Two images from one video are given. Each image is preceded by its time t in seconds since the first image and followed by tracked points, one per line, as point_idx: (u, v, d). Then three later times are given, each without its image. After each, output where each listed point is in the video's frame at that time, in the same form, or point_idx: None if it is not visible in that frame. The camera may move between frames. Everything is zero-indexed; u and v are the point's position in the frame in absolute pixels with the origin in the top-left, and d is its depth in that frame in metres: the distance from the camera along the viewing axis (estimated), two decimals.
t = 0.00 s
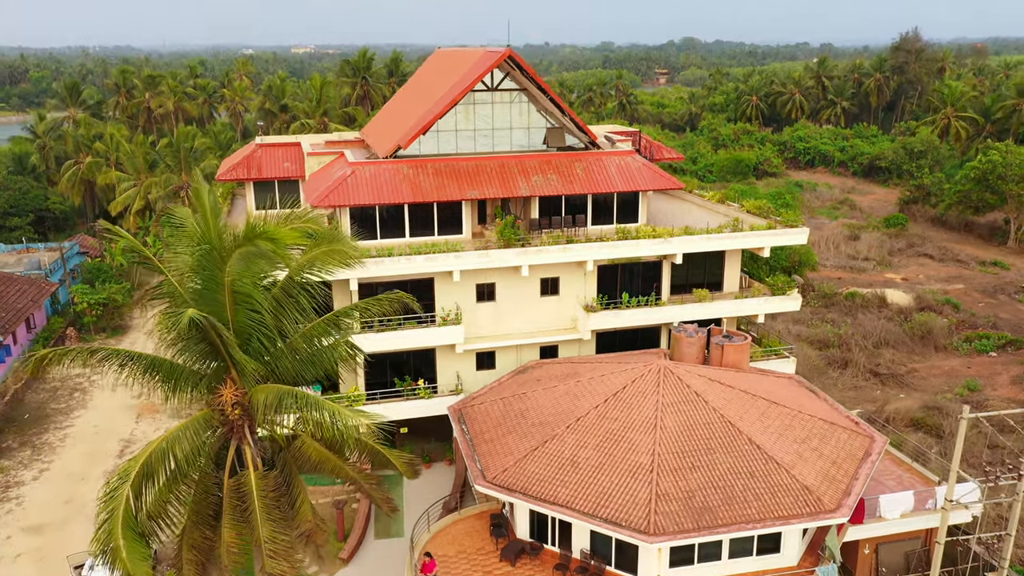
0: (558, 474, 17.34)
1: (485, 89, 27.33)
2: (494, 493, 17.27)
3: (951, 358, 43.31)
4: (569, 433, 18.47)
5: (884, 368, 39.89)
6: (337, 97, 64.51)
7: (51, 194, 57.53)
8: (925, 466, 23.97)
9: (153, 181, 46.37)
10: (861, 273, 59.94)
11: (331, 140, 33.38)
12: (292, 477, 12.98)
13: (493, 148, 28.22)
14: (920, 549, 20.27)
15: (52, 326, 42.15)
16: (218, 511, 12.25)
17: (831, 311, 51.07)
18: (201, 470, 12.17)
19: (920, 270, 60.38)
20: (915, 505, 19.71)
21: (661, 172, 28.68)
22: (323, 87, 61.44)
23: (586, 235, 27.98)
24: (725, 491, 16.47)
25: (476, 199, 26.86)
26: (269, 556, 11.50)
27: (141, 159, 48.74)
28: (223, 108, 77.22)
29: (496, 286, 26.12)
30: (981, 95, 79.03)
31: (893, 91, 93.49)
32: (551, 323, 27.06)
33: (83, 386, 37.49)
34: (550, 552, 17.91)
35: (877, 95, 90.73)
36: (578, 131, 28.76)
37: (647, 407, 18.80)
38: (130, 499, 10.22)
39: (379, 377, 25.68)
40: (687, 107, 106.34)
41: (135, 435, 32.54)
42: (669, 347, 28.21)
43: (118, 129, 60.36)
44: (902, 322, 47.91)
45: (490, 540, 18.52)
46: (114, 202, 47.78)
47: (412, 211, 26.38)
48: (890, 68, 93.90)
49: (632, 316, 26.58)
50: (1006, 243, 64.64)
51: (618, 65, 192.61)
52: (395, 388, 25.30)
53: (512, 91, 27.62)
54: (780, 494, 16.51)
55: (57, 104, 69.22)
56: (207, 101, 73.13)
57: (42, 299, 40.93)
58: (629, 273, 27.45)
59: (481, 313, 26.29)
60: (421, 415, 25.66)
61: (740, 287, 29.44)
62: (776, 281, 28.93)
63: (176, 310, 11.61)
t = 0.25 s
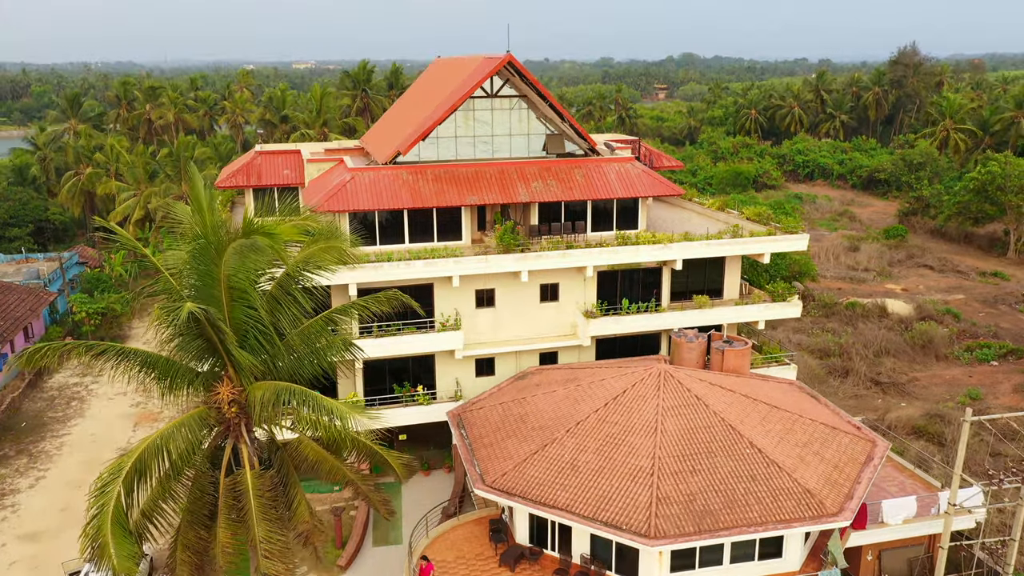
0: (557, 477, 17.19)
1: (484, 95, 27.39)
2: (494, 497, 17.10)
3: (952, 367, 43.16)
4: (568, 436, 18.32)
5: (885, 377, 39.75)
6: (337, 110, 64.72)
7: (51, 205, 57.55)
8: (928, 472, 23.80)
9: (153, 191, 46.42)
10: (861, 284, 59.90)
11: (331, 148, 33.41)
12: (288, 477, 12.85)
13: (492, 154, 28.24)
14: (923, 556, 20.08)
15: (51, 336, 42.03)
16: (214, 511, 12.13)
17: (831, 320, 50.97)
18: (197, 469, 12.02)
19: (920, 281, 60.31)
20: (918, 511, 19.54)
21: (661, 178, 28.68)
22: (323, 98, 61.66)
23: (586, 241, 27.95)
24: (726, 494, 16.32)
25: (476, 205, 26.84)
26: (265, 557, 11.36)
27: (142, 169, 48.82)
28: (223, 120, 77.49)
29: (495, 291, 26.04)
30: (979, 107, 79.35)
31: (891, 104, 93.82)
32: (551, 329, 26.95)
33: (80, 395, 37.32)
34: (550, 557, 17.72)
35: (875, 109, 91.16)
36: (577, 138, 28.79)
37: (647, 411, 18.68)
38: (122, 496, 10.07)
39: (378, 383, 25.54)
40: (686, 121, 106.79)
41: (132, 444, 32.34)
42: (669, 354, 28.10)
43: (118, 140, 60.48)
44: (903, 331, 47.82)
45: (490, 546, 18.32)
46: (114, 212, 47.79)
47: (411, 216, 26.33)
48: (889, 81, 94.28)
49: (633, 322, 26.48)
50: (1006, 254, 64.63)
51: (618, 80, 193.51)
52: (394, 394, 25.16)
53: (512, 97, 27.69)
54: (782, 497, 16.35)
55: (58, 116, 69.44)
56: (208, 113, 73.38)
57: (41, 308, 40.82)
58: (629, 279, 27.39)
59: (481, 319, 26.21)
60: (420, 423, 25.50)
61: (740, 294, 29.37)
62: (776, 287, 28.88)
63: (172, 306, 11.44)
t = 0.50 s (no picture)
0: (557, 480, 17.05)
1: (484, 101, 27.45)
2: (493, 500, 16.96)
3: (954, 376, 42.99)
4: (568, 440, 18.19)
5: (886, 385, 39.60)
6: (337, 121, 64.90)
7: (50, 215, 57.56)
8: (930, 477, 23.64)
9: (153, 201, 46.45)
10: (861, 294, 59.83)
11: (331, 155, 33.44)
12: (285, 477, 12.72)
13: (492, 160, 28.26)
14: (926, 561, 19.89)
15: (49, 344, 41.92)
16: (210, 510, 12.00)
17: (832, 329, 50.86)
18: (194, 466, 11.91)
19: (920, 291, 60.24)
20: (921, 516, 19.35)
21: (661, 185, 28.68)
22: (323, 109, 61.77)
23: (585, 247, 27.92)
24: (728, 497, 16.17)
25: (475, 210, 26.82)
26: (260, 556, 11.19)
27: (141, 179, 48.87)
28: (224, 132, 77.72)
29: (495, 296, 25.97)
30: (978, 119, 79.59)
31: (890, 117, 94.01)
32: (551, 335, 26.84)
33: (78, 403, 37.19)
34: (550, 561, 17.55)
35: (874, 121, 91.51)
36: (577, 144, 28.82)
37: (648, 414, 18.56)
38: (113, 490, 9.98)
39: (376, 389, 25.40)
40: (686, 134, 107.17)
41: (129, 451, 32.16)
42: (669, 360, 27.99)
43: (119, 150, 60.57)
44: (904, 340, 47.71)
45: (489, 550, 18.15)
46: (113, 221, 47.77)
47: (411, 221, 26.26)
48: (887, 95, 94.57)
49: (633, 327, 26.39)
50: (1006, 265, 64.56)
51: (617, 95, 194.34)
52: (393, 399, 25.01)
53: (512, 103, 27.74)
54: (783, 500, 16.20)
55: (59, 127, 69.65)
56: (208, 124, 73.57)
57: (40, 316, 40.72)
58: (629, 285, 27.33)
59: (481, 325, 26.11)
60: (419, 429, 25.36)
61: (741, 300, 29.28)
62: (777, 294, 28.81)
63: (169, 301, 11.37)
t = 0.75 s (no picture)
0: (557, 483, 16.91)
1: (483, 107, 27.51)
2: (492, 503, 16.81)
3: (955, 384, 42.84)
4: (568, 443, 18.07)
5: (887, 393, 39.45)
6: (338, 133, 65.10)
7: (50, 225, 57.55)
8: (932, 483, 23.49)
9: (153, 211, 46.42)
10: (861, 304, 59.78)
11: (331, 162, 33.47)
12: (282, 475, 12.59)
13: (491, 166, 28.29)
14: (929, 567, 19.74)
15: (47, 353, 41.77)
16: (206, 509, 11.88)
17: (832, 338, 50.75)
18: (190, 464, 11.79)
19: (920, 301, 60.17)
20: (923, 521, 19.18)
21: (660, 191, 28.70)
22: (323, 121, 61.95)
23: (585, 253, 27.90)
24: (729, 499, 16.03)
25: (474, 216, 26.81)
26: (255, 554, 11.05)
27: (142, 190, 48.92)
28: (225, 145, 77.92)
29: (494, 302, 25.91)
30: (976, 131, 79.87)
31: (888, 131, 94.15)
32: (550, 340, 26.75)
33: (75, 411, 37.00)
34: (550, 565, 17.38)
35: (872, 135, 91.95)
36: (576, 150, 28.84)
37: (648, 417, 18.43)
38: (106, 484, 9.87)
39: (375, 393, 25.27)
40: (685, 147, 107.54)
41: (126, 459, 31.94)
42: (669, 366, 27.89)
43: (118, 161, 60.60)
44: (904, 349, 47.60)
45: (488, 555, 17.98)
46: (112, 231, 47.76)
47: (410, 226, 26.19)
48: (885, 108, 94.87)
49: (633, 333, 26.31)
50: (1006, 275, 64.53)
51: (617, 109, 195.41)
52: (392, 405, 24.86)
53: (511, 109, 27.81)
54: (785, 502, 16.06)
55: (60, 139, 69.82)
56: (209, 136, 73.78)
57: (38, 325, 40.57)
58: (629, 291, 27.28)
59: (480, 330, 26.02)
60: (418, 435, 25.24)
61: (741, 307, 29.22)
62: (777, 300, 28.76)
63: (166, 295, 11.29)
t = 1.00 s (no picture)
0: (556, 486, 16.79)
1: (482, 113, 27.56)
2: (491, 506, 16.68)
3: (956, 393, 42.69)
4: (568, 446, 17.95)
5: (888, 402, 39.29)
6: (338, 145, 65.25)
7: (50, 236, 57.53)
8: (935, 489, 23.32)
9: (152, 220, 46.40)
10: (861, 315, 59.68)
11: (330, 169, 33.52)
12: (280, 475, 12.46)
13: (490, 171, 28.30)
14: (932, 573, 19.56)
15: (45, 362, 41.59)
16: (202, 508, 11.77)
17: (832, 348, 50.63)
18: (187, 462, 11.69)
19: (920, 312, 60.06)
20: (926, 526, 19.01)
21: (660, 197, 28.71)
22: (324, 133, 62.11)
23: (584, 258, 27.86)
24: (730, 501, 15.90)
25: (473, 221, 26.80)
26: (251, 553, 10.96)
27: (141, 199, 48.93)
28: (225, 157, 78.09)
29: (493, 307, 25.84)
30: (975, 143, 80.13)
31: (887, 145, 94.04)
32: (550, 346, 26.66)
33: (73, 420, 36.83)
34: (549, 570, 17.21)
35: (871, 147, 92.28)
36: (576, 156, 28.85)
37: (648, 420, 18.33)
38: (100, 480, 9.81)
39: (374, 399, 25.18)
40: (684, 160, 107.83)
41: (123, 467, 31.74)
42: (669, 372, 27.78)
43: (118, 171, 60.63)
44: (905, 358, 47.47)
45: (487, 559, 17.82)
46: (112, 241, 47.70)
47: (409, 232, 26.15)
48: (884, 121, 95.05)
49: (633, 339, 26.20)
50: (1006, 286, 64.48)
51: (616, 124, 196.22)
52: (391, 411, 24.76)
53: (510, 116, 27.82)
54: (786, 505, 15.93)
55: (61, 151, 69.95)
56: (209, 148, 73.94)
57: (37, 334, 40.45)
58: (629, 296, 27.22)
59: (479, 335, 25.94)
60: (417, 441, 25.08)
61: (741, 313, 29.12)
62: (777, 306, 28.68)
63: (164, 289, 11.25)
